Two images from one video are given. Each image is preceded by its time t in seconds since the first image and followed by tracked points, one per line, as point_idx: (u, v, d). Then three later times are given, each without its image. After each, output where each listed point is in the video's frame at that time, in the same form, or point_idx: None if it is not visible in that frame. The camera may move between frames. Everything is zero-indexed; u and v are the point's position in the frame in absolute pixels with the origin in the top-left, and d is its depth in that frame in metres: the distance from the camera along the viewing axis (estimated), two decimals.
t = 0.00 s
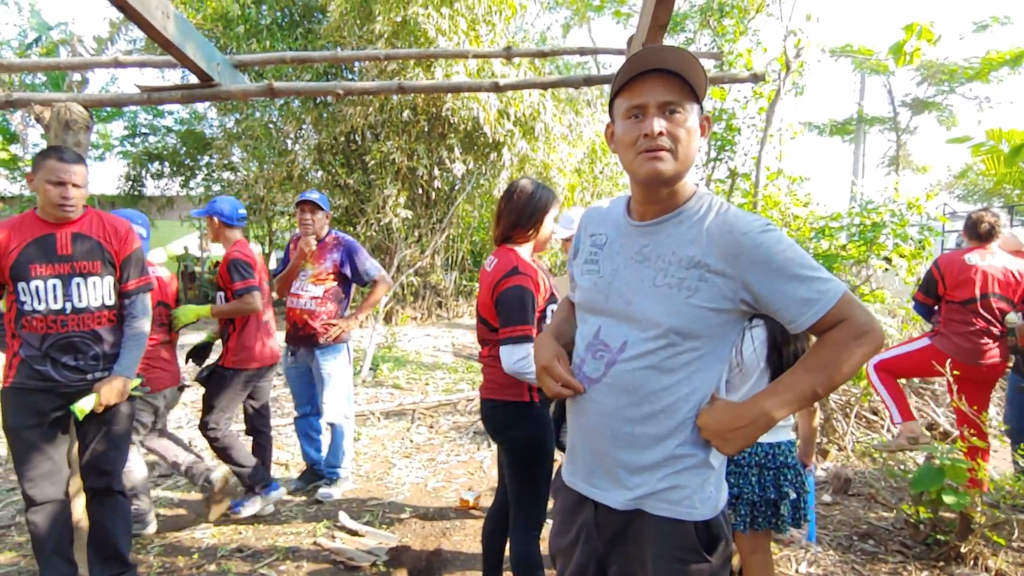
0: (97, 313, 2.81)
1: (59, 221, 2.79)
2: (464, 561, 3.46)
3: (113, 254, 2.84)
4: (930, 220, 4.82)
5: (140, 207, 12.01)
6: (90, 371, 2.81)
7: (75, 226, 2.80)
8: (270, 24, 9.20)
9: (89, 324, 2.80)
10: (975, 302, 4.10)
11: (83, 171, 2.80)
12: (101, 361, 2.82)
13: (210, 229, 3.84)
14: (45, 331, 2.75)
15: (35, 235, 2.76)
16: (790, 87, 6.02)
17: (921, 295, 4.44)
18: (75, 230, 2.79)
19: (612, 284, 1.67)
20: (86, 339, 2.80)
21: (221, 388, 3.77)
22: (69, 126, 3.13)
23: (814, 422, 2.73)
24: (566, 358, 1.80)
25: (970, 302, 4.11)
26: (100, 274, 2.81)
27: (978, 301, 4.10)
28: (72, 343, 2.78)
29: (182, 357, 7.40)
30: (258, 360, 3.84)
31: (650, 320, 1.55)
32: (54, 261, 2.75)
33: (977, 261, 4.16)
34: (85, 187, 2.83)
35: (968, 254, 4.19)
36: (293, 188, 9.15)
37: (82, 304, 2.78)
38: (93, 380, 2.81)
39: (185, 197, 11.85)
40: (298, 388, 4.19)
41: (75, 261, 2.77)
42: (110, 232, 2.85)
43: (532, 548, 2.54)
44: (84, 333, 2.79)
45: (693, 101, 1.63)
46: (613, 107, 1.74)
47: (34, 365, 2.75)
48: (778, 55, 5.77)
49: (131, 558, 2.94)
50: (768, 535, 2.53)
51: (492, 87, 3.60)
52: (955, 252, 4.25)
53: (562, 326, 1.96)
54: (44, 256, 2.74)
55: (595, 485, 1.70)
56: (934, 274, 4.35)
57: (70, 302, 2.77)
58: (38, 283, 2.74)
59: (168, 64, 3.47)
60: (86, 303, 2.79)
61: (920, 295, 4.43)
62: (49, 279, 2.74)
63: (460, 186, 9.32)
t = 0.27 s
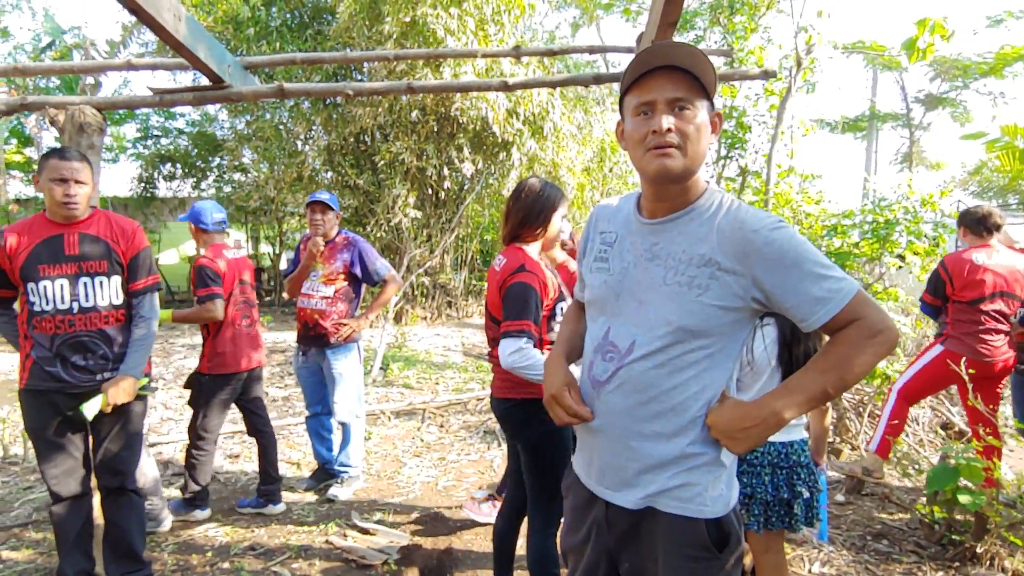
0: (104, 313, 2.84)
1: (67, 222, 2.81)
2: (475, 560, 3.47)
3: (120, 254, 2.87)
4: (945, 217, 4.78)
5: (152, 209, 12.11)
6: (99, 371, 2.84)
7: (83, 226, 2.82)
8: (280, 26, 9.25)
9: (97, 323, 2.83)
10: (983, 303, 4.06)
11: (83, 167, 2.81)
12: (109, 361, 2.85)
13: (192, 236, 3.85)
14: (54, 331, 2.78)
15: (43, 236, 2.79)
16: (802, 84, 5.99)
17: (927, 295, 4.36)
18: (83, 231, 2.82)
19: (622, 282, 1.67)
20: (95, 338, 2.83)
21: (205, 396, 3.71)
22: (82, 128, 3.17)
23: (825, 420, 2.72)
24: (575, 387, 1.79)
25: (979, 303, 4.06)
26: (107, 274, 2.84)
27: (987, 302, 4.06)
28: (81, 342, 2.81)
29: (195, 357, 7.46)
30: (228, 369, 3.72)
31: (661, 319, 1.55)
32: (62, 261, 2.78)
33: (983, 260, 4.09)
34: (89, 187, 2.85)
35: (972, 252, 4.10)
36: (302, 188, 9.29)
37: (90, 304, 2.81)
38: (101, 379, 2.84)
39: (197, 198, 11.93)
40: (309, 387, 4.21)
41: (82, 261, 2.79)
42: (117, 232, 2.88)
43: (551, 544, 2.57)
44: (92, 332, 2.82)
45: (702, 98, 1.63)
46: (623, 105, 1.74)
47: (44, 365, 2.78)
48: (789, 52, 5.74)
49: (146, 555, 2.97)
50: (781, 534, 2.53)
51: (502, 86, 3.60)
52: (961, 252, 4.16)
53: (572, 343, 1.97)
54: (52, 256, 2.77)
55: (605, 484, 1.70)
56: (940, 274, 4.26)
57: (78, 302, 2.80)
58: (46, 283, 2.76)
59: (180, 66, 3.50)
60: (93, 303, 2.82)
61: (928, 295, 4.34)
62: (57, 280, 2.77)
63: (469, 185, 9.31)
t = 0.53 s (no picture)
0: (122, 314, 2.88)
1: (82, 225, 2.85)
2: (491, 559, 3.49)
3: (135, 256, 2.91)
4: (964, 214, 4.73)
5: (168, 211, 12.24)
6: (118, 371, 2.89)
7: (99, 229, 2.86)
8: (293, 29, 9.33)
9: (115, 324, 2.87)
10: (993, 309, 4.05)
11: (97, 170, 2.84)
12: (127, 361, 2.90)
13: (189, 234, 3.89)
14: (74, 333, 2.83)
15: (61, 240, 2.83)
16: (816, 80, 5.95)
17: (932, 305, 4.18)
18: (99, 234, 2.86)
19: (638, 282, 1.68)
20: (113, 340, 2.87)
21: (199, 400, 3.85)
22: (103, 133, 3.22)
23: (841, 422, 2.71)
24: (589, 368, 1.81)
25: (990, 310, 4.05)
26: (124, 276, 2.88)
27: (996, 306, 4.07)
28: (99, 344, 2.85)
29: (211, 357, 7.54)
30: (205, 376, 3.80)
31: (676, 319, 1.56)
32: (80, 264, 2.82)
33: (988, 266, 4.04)
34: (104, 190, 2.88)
35: (977, 260, 4.01)
36: (316, 190, 9.46)
37: (107, 306, 2.85)
38: (120, 379, 2.88)
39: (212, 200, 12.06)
40: (324, 387, 4.25)
41: (99, 264, 2.83)
42: (132, 234, 2.92)
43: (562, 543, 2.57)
44: (110, 334, 2.86)
45: (694, 93, 1.59)
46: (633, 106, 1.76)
47: (64, 366, 2.83)
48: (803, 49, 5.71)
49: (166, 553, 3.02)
50: (798, 535, 2.52)
51: (514, 87, 3.61)
52: (969, 261, 4.03)
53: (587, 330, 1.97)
54: (69, 260, 2.81)
55: (622, 483, 1.71)
56: (948, 283, 4.12)
57: (96, 304, 2.84)
58: (65, 286, 2.81)
59: (198, 70, 3.54)
60: (112, 305, 2.86)
61: (935, 306, 4.16)
62: (75, 282, 2.81)
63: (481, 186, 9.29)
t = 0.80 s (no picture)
0: (142, 315, 2.93)
1: (102, 228, 2.90)
2: (506, 559, 3.49)
3: (154, 258, 2.95)
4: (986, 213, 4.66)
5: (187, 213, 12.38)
6: (138, 371, 2.93)
7: (118, 232, 2.91)
8: (309, 32, 9.41)
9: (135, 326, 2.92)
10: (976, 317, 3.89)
11: (113, 172, 2.88)
12: (148, 361, 2.95)
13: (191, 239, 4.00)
14: (95, 334, 2.88)
15: (81, 242, 2.89)
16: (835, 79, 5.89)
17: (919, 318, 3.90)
18: (118, 236, 2.91)
19: (652, 282, 1.68)
20: (133, 341, 2.92)
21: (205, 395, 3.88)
22: (125, 136, 3.27)
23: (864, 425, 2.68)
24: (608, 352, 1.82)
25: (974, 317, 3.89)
26: (143, 277, 2.92)
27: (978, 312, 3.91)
28: (120, 345, 2.90)
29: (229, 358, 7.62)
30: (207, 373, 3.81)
31: (689, 320, 1.56)
32: (100, 267, 2.87)
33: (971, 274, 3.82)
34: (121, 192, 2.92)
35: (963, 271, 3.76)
36: (332, 191, 9.49)
37: (128, 307, 2.90)
38: (140, 380, 2.93)
39: (230, 203, 12.19)
40: (340, 388, 4.29)
41: (119, 266, 2.88)
42: (151, 236, 2.96)
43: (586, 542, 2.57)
44: (131, 335, 2.91)
45: (703, 93, 1.58)
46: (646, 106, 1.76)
47: (86, 367, 2.88)
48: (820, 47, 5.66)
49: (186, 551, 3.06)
50: (811, 538, 2.50)
51: (530, 87, 3.62)
52: (955, 272, 3.77)
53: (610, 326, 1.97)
54: (90, 263, 2.86)
55: (637, 484, 1.72)
56: (935, 296, 3.85)
57: (116, 306, 2.89)
58: (86, 289, 2.86)
59: (217, 74, 3.60)
60: (132, 306, 2.91)
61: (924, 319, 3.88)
62: (96, 285, 2.86)
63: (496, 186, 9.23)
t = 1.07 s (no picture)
0: (160, 318, 2.96)
1: (121, 232, 2.95)
2: (518, 561, 3.49)
3: (172, 261, 2.99)
4: (1004, 214, 4.61)
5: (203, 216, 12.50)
6: (155, 374, 2.97)
7: (137, 236, 2.95)
8: (323, 37, 9.49)
9: (153, 328, 2.96)
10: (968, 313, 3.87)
11: (132, 177, 2.92)
12: (165, 364, 2.98)
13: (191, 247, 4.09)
14: (114, 337, 2.92)
15: (102, 246, 2.93)
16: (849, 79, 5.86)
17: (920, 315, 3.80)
18: (137, 240, 2.95)
19: (665, 284, 1.68)
20: (151, 343, 2.95)
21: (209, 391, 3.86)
22: (143, 141, 3.32)
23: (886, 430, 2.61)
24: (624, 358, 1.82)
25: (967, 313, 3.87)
26: (161, 281, 2.95)
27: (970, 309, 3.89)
28: (138, 348, 2.94)
29: (244, 359, 7.69)
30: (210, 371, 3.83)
31: (701, 322, 1.56)
32: (119, 270, 2.91)
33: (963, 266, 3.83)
34: (140, 197, 2.96)
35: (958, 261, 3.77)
36: (346, 195, 9.53)
37: (146, 310, 2.94)
38: (156, 382, 2.96)
39: (245, 206, 12.30)
40: (353, 390, 4.30)
41: (138, 269, 2.92)
42: (169, 240, 3.00)
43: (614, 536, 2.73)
44: (148, 337, 2.95)
45: (713, 97, 1.58)
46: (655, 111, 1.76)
47: (104, 369, 2.92)
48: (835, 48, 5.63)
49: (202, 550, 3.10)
50: (826, 543, 2.49)
51: (542, 90, 3.63)
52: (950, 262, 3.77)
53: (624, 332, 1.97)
54: (110, 266, 2.91)
55: (649, 487, 1.72)
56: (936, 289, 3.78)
57: (135, 309, 2.93)
58: (106, 292, 2.90)
59: (233, 79, 3.64)
60: (150, 310, 2.95)
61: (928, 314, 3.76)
62: (115, 288, 2.90)
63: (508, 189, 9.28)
